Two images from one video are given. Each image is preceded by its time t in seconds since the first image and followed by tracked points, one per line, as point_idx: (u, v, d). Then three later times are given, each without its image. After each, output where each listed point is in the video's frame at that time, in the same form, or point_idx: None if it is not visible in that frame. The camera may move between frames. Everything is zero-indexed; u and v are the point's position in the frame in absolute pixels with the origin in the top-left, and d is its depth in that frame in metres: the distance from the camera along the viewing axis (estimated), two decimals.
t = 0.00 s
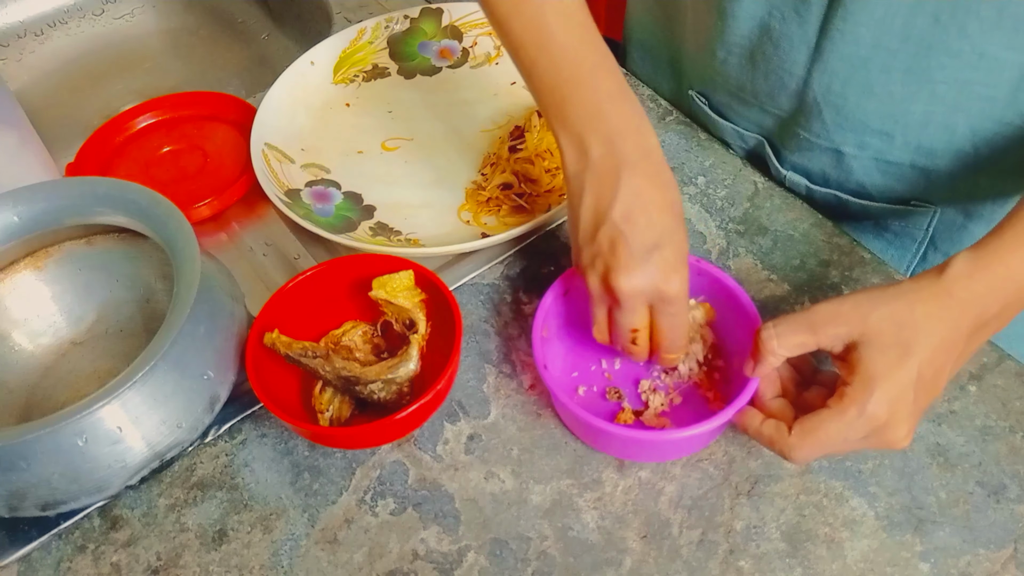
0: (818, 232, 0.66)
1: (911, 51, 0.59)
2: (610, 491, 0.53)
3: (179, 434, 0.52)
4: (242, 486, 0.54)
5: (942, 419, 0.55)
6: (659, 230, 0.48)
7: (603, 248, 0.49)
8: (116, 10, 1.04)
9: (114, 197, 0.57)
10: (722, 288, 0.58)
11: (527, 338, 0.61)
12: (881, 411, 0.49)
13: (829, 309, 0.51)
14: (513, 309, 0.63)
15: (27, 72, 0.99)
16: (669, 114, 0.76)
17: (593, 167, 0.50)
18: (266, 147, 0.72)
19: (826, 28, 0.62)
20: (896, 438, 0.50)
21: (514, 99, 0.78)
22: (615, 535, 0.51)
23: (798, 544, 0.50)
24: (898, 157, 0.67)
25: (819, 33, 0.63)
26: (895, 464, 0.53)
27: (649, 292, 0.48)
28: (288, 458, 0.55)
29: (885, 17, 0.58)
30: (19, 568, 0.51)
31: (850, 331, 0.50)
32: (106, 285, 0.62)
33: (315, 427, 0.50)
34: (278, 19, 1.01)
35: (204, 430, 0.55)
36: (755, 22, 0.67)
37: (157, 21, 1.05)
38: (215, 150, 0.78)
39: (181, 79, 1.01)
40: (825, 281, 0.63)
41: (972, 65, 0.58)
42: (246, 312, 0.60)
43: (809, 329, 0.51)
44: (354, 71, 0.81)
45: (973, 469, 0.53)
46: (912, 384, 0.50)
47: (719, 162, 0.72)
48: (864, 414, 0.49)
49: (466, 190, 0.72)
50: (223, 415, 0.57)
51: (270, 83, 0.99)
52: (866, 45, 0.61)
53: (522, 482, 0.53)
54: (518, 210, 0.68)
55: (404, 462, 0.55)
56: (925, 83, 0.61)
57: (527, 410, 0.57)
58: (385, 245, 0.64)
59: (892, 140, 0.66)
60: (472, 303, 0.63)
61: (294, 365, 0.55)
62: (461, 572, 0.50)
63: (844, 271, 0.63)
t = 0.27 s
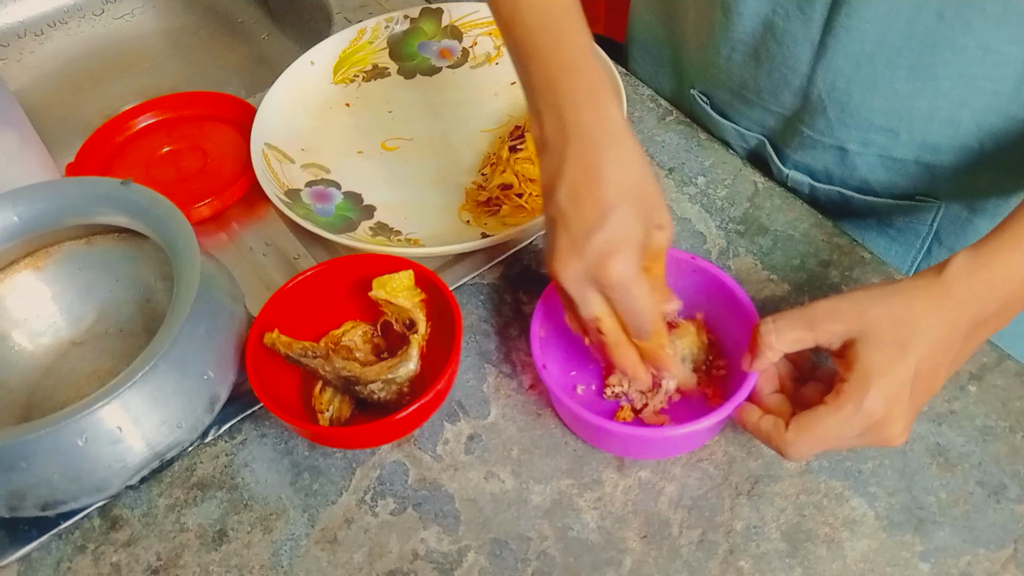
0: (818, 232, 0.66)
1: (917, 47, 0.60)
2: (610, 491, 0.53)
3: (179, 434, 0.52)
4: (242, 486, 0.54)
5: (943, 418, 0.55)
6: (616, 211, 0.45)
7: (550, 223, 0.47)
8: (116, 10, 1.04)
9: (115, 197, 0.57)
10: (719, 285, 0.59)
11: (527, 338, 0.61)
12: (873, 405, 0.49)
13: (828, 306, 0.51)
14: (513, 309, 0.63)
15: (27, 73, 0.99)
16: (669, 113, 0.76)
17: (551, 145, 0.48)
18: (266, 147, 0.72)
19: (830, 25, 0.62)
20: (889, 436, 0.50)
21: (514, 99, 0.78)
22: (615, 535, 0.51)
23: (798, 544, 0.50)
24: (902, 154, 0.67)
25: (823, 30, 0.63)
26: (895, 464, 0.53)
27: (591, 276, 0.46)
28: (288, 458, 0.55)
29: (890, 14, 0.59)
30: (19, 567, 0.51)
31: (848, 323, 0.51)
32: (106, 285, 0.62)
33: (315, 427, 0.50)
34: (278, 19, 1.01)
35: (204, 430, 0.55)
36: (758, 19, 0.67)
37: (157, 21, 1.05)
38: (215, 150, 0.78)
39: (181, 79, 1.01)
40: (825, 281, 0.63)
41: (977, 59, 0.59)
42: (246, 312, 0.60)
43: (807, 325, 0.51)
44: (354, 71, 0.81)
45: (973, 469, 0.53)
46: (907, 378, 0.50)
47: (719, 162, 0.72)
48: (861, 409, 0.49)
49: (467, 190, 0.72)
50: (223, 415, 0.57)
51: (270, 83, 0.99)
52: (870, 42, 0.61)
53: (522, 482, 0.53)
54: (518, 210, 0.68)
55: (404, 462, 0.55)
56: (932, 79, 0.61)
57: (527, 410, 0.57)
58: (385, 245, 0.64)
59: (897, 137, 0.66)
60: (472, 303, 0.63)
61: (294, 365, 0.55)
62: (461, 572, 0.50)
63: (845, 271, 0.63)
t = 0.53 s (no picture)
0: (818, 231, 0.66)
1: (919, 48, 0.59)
2: (610, 492, 0.53)
3: (179, 434, 0.52)
4: (241, 487, 0.54)
5: (942, 417, 0.54)
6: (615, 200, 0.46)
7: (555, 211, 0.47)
8: (116, 9, 1.04)
9: (115, 197, 0.57)
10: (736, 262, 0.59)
11: (527, 338, 0.61)
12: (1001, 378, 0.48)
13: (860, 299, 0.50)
14: (513, 309, 0.63)
15: (27, 72, 0.99)
16: (670, 113, 0.76)
17: (550, 138, 0.48)
18: (265, 147, 0.72)
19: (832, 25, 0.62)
20: (988, 409, 0.48)
21: (513, 98, 0.78)
22: (616, 536, 0.51)
23: (798, 545, 0.50)
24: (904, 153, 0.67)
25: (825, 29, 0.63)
26: (896, 464, 0.53)
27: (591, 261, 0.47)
28: (288, 458, 0.55)
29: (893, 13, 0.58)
30: (19, 568, 0.51)
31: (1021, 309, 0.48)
32: (106, 285, 0.62)
33: (314, 428, 0.50)
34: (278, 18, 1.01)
35: (204, 430, 0.55)
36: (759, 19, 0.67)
37: (157, 21, 1.05)
38: (215, 149, 0.78)
39: (180, 79, 1.01)
40: (825, 281, 0.62)
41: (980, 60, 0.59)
42: (245, 312, 0.60)
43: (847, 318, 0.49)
44: (354, 70, 0.81)
45: (973, 469, 0.52)
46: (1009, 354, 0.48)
47: (719, 161, 0.72)
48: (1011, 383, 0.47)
49: (466, 190, 0.71)
50: (222, 415, 0.57)
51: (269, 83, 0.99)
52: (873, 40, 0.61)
53: (521, 482, 0.53)
54: (518, 210, 0.68)
55: (404, 462, 0.55)
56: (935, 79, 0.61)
57: (527, 410, 0.57)
58: (385, 245, 0.64)
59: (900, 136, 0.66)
60: (471, 303, 0.63)
61: (293, 365, 0.55)
62: (461, 573, 0.50)
63: (845, 271, 0.63)
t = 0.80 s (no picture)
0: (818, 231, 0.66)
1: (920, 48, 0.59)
2: (610, 492, 0.53)
3: (179, 434, 0.52)
4: (241, 487, 0.54)
5: (942, 417, 0.55)
6: (570, 131, 0.46)
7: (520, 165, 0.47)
8: (116, 9, 1.04)
9: (115, 197, 0.57)
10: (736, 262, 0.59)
11: (527, 338, 0.61)
12: (905, 328, 0.43)
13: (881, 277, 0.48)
14: (513, 309, 0.63)
15: (27, 73, 0.99)
16: (670, 113, 0.76)
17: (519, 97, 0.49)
18: (265, 147, 0.72)
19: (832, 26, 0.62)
20: (891, 360, 0.44)
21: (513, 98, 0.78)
22: (616, 536, 0.51)
23: (798, 545, 0.50)
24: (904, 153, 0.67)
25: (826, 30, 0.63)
26: (896, 464, 0.53)
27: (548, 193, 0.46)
28: (288, 458, 0.55)
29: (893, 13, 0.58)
30: (19, 568, 0.51)
31: None
32: (106, 285, 0.62)
33: (314, 428, 0.50)
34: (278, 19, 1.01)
35: (204, 430, 0.55)
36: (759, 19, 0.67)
37: (157, 21, 1.05)
38: (215, 150, 0.78)
39: (180, 79, 1.01)
40: (825, 281, 0.63)
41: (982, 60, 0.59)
42: (245, 312, 0.60)
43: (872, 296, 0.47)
44: (354, 70, 0.81)
45: (973, 469, 0.52)
46: (950, 303, 0.42)
47: (719, 161, 0.72)
48: (914, 334, 0.43)
49: (466, 190, 0.71)
50: (223, 415, 0.57)
51: (270, 83, 0.99)
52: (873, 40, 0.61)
53: (521, 482, 0.53)
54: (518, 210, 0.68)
55: (404, 462, 0.55)
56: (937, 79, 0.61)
57: (527, 410, 0.57)
58: (385, 245, 0.64)
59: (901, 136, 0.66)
60: (472, 303, 0.63)
61: (293, 365, 0.55)
62: (461, 573, 0.50)
63: (845, 271, 0.63)
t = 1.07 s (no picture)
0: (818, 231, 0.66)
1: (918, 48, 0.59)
2: (610, 492, 0.53)
3: (179, 434, 0.52)
4: (241, 487, 0.54)
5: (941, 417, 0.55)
6: (561, 103, 0.40)
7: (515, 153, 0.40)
8: (116, 9, 1.04)
9: (115, 197, 0.57)
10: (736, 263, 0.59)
11: (527, 338, 0.61)
12: (843, 320, 0.45)
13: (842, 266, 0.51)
14: (513, 309, 0.63)
15: (27, 72, 0.99)
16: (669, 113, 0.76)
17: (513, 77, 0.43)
18: (265, 147, 0.72)
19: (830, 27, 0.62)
20: (834, 352, 0.48)
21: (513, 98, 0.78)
22: (616, 536, 0.51)
23: (798, 545, 0.50)
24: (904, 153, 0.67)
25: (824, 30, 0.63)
26: (896, 464, 0.53)
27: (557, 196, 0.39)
28: (288, 458, 0.55)
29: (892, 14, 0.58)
30: (19, 568, 0.51)
31: (960, 244, 0.43)
32: (106, 285, 0.62)
33: (315, 428, 0.50)
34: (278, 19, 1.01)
35: (204, 430, 0.55)
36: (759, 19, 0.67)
37: (157, 21, 1.05)
38: (216, 150, 0.78)
39: (180, 79, 1.01)
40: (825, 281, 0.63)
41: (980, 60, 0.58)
42: (245, 312, 0.60)
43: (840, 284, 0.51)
44: (354, 70, 0.81)
45: (973, 469, 0.52)
46: (884, 298, 0.44)
47: (719, 161, 0.72)
48: (851, 329, 0.45)
49: (466, 190, 0.71)
50: (223, 415, 0.57)
51: (270, 83, 0.99)
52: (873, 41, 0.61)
53: (521, 482, 0.53)
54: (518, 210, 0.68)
55: (404, 462, 0.55)
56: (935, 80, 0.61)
57: (527, 410, 0.57)
58: (385, 245, 0.64)
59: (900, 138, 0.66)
60: (472, 303, 0.63)
61: (293, 365, 0.55)
62: (461, 573, 0.50)
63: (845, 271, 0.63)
